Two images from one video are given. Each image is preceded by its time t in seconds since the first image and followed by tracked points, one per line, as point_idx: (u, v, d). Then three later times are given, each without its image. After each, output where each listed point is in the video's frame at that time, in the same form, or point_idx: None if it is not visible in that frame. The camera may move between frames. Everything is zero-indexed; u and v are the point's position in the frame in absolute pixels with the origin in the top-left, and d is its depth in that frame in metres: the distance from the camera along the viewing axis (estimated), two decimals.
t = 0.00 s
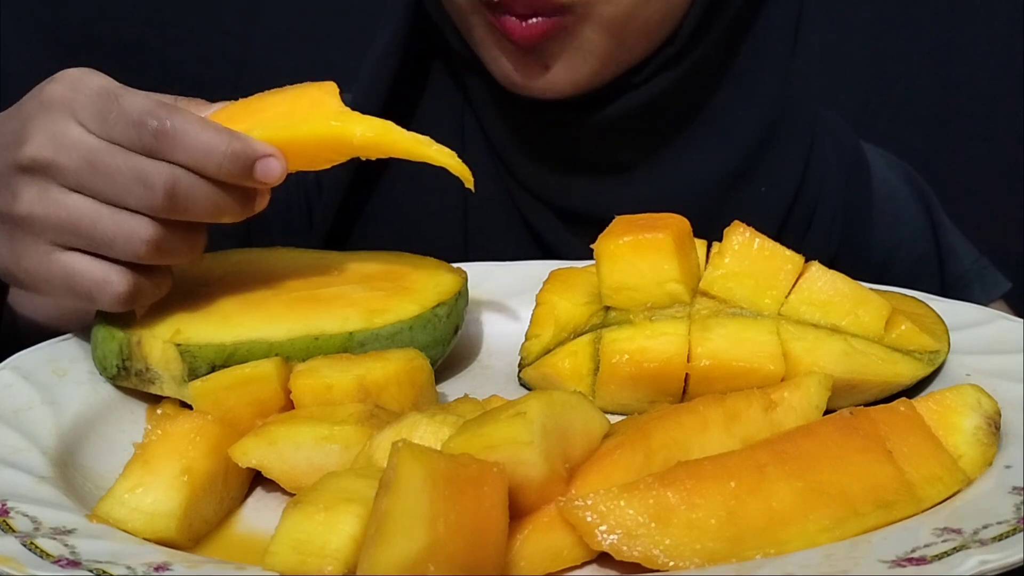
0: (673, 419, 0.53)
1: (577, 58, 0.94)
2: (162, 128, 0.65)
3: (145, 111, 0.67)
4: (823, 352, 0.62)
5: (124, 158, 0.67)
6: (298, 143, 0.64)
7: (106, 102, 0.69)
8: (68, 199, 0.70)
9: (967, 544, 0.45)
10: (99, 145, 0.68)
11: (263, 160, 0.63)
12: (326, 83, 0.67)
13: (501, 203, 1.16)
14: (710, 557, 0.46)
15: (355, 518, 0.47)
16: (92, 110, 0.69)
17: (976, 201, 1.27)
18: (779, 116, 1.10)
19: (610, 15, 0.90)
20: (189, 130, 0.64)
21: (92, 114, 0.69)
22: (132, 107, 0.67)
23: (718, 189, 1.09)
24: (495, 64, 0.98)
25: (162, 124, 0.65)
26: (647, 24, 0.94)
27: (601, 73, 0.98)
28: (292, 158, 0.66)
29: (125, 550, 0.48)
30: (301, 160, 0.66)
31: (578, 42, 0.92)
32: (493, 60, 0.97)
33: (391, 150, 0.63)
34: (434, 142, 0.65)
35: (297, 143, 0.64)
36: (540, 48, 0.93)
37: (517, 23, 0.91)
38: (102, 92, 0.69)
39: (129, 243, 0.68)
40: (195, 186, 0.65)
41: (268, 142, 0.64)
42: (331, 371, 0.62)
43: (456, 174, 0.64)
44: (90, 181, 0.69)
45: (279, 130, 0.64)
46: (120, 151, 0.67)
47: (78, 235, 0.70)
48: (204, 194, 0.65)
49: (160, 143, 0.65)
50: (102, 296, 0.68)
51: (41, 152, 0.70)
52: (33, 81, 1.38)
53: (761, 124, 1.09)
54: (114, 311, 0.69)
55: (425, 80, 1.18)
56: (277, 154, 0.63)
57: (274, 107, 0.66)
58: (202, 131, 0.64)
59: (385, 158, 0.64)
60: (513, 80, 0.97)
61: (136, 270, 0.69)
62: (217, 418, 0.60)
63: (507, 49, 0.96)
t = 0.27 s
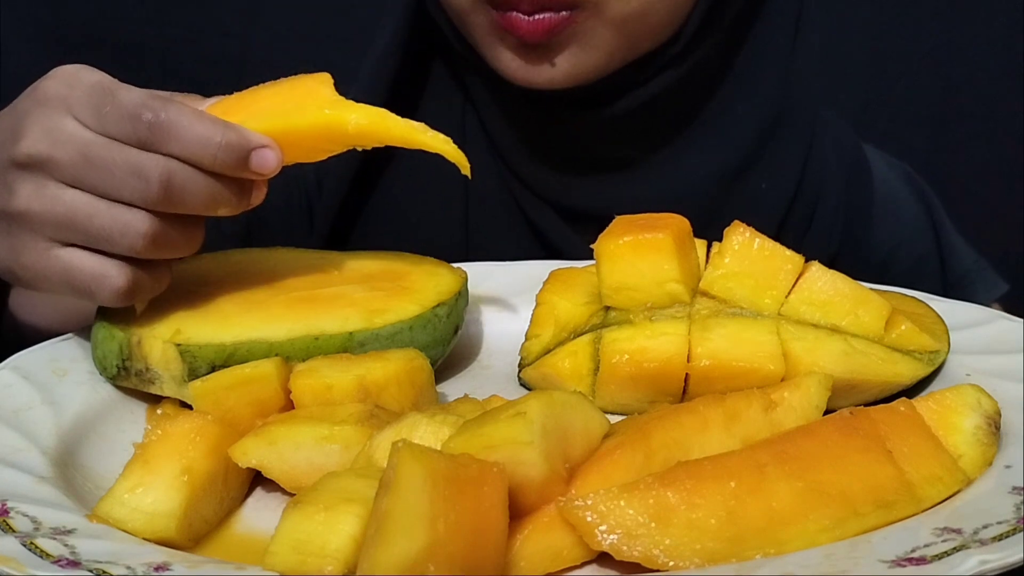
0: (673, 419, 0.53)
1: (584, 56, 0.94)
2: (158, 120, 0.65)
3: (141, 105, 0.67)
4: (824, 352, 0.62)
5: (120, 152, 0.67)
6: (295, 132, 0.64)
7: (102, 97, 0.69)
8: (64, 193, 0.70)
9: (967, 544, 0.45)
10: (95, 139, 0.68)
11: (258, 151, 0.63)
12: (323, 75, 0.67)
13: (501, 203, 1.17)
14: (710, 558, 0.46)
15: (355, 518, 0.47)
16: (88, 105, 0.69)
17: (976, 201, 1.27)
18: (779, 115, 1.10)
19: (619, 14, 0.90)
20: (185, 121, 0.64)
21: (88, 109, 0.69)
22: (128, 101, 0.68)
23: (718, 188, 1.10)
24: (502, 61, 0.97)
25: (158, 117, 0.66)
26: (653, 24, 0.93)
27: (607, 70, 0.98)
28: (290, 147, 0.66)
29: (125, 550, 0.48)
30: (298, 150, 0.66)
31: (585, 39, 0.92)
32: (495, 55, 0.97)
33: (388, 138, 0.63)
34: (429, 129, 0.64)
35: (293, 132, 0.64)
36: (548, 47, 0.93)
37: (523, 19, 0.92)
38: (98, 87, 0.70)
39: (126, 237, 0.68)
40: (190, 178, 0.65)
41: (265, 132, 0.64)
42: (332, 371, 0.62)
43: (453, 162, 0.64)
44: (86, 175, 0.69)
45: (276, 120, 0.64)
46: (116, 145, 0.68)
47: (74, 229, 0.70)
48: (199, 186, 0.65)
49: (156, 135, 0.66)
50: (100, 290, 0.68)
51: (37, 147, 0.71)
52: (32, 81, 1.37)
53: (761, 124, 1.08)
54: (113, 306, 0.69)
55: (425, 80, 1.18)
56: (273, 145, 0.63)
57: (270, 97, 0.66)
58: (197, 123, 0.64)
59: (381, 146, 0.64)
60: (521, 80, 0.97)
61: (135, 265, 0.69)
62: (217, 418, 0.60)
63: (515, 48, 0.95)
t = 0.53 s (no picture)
0: (673, 419, 0.53)
1: (586, 58, 0.94)
2: (159, 123, 0.65)
3: (142, 108, 0.67)
4: (824, 352, 0.62)
5: (121, 155, 0.67)
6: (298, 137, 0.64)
7: (102, 100, 0.69)
8: (64, 196, 0.70)
9: (967, 544, 0.45)
10: (96, 142, 0.68)
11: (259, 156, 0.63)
12: (325, 80, 0.67)
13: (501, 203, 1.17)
14: (710, 557, 0.46)
15: (355, 518, 0.47)
16: (89, 108, 0.69)
17: (976, 201, 1.27)
18: (779, 115, 1.10)
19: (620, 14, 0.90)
20: (186, 125, 0.64)
21: (89, 111, 0.69)
22: (129, 105, 0.67)
23: (718, 188, 1.10)
24: (506, 70, 0.97)
25: (159, 120, 0.66)
26: (653, 24, 0.94)
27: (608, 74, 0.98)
28: (291, 151, 0.66)
29: (125, 550, 0.48)
30: (299, 155, 0.66)
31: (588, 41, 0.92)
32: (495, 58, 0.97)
33: (388, 144, 0.63)
34: (433, 136, 0.64)
35: (294, 137, 0.64)
36: (548, 51, 0.93)
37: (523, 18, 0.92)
38: (99, 90, 0.70)
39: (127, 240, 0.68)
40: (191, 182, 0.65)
41: (266, 136, 0.64)
42: (332, 371, 0.62)
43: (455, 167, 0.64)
44: (86, 177, 0.69)
45: (276, 124, 0.64)
46: (117, 148, 0.68)
47: (75, 232, 0.70)
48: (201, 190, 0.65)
49: (157, 139, 0.66)
50: (102, 294, 0.68)
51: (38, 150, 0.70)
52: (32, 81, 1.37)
53: (761, 124, 1.08)
54: (114, 310, 0.69)
55: (425, 80, 1.18)
56: (275, 149, 0.63)
57: (273, 101, 0.66)
58: (199, 126, 0.64)
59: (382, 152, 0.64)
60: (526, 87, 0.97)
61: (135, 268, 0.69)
62: (217, 419, 0.60)
63: (515, 52, 0.95)
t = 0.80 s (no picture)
0: (673, 419, 0.53)
1: (586, 60, 0.94)
2: (161, 122, 0.65)
3: (144, 107, 0.67)
4: (823, 352, 0.62)
5: (122, 153, 0.67)
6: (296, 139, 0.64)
7: (103, 98, 0.69)
8: (65, 194, 0.70)
9: (967, 544, 0.45)
10: (97, 140, 0.68)
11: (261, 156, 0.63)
12: (325, 81, 0.67)
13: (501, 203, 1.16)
14: (710, 557, 0.46)
15: (355, 518, 0.47)
16: (89, 106, 0.69)
17: (976, 201, 1.27)
18: (779, 115, 1.10)
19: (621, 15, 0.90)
20: (188, 124, 0.64)
21: (90, 109, 0.69)
22: (130, 103, 0.67)
23: (717, 188, 1.10)
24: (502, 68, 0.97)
25: (160, 119, 0.66)
26: (654, 25, 0.94)
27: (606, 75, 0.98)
28: (291, 153, 0.65)
29: (125, 550, 0.48)
30: (299, 156, 0.66)
31: (587, 42, 0.92)
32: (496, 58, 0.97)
33: (389, 145, 0.63)
34: (432, 138, 0.64)
35: (294, 138, 0.64)
36: (549, 49, 0.93)
37: (525, 15, 0.91)
38: (100, 88, 0.70)
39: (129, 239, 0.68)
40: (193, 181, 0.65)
41: (267, 136, 0.64)
42: (332, 371, 0.62)
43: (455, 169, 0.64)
44: (87, 176, 0.69)
45: (277, 123, 0.64)
46: (118, 146, 0.68)
47: (76, 231, 0.70)
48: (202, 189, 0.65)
49: (158, 138, 0.66)
50: (103, 292, 0.69)
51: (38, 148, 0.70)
52: (32, 80, 1.37)
53: (761, 124, 1.08)
54: (115, 308, 0.69)
55: (425, 80, 1.18)
56: (276, 149, 0.63)
57: (275, 103, 0.66)
58: (200, 125, 0.64)
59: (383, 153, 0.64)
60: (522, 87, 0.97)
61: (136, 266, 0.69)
62: (217, 418, 0.60)
63: (516, 51, 0.95)
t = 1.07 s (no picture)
0: (673, 419, 0.53)
1: (590, 63, 0.94)
2: (159, 123, 0.65)
3: (142, 108, 0.67)
4: (823, 352, 0.62)
5: (120, 155, 0.67)
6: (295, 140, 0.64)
7: (101, 99, 0.69)
8: (64, 196, 0.70)
9: (967, 544, 0.45)
10: (95, 142, 0.68)
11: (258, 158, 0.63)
12: (324, 83, 0.67)
13: (501, 202, 1.16)
14: (710, 557, 0.46)
15: (355, 518, 0.47)
16: (88, 107, 0.69)
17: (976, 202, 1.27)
18: (779, 115, 1.11)
19: (623, 21, 0.90)
20: (185, 126, 0.64)
21: (88, 111, 0.69)
22: (128, 105, 0.67)
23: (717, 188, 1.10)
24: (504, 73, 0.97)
25: (158, 120, 0.65)
26: (655, 27, 0.94)
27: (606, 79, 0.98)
28: (290, 154, 0.65)
29: (125, 550, 0.48)
30: (297, 157, 0.66)
31: (589, 47, 0.92)
32: (501, 66, 0.97)
33: (387, 146, 0.63)
34: (429, 139, 0.64)
35: (293, 139, 0.64)
36: (552, 54, 0.93)
37: (528, 20, 0.92)
38: (98, 90, 0.70)
39: (128, 241, 0.68)
40: (192, 183, 0.65)
41: (266, 138, 0.64)
42: (332, 371, 0.62)
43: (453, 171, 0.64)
44: (86, 177, 0.69)
45: (276, 124, 0.64)
46: (117, 148, 0.67)
47: (75, 232, 0.70)
48: (201, 191, 0.65)
49: (156, 139, 0.66)
50: (101, 293, 0.68)
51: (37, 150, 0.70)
52: (32, 81, 1.37)
53: (761, 124, 1.08)
54: (113, 309, 0.69)
55: (425, 80, 1.18)
56: (274, 151, 0.63)
57: (274, 104, 0.67)
58: (197, 127, 0.64)
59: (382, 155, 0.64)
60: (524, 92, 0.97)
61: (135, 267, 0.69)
62: (217, 418, 0.60)
63: (520, 58, 0.95)
